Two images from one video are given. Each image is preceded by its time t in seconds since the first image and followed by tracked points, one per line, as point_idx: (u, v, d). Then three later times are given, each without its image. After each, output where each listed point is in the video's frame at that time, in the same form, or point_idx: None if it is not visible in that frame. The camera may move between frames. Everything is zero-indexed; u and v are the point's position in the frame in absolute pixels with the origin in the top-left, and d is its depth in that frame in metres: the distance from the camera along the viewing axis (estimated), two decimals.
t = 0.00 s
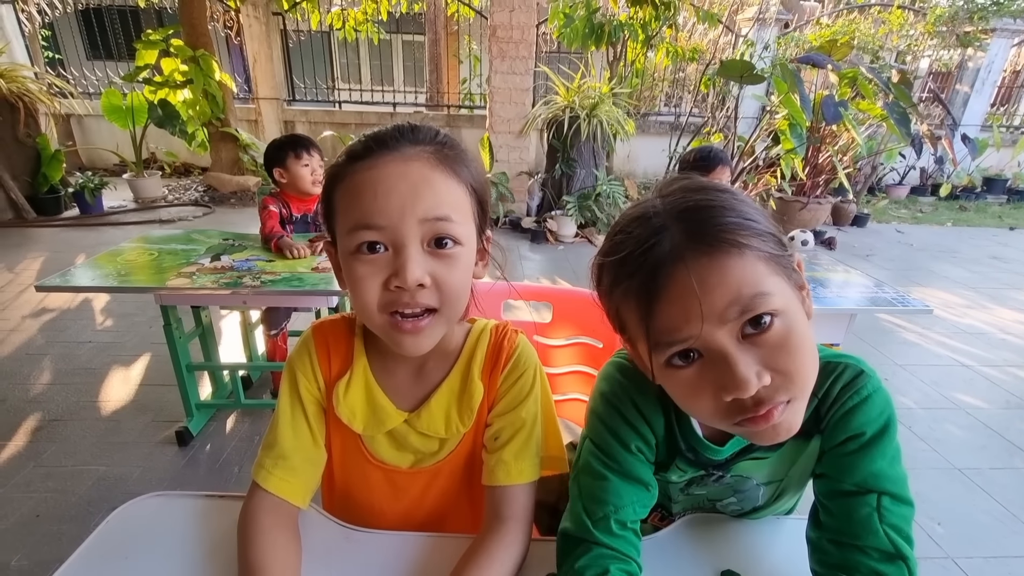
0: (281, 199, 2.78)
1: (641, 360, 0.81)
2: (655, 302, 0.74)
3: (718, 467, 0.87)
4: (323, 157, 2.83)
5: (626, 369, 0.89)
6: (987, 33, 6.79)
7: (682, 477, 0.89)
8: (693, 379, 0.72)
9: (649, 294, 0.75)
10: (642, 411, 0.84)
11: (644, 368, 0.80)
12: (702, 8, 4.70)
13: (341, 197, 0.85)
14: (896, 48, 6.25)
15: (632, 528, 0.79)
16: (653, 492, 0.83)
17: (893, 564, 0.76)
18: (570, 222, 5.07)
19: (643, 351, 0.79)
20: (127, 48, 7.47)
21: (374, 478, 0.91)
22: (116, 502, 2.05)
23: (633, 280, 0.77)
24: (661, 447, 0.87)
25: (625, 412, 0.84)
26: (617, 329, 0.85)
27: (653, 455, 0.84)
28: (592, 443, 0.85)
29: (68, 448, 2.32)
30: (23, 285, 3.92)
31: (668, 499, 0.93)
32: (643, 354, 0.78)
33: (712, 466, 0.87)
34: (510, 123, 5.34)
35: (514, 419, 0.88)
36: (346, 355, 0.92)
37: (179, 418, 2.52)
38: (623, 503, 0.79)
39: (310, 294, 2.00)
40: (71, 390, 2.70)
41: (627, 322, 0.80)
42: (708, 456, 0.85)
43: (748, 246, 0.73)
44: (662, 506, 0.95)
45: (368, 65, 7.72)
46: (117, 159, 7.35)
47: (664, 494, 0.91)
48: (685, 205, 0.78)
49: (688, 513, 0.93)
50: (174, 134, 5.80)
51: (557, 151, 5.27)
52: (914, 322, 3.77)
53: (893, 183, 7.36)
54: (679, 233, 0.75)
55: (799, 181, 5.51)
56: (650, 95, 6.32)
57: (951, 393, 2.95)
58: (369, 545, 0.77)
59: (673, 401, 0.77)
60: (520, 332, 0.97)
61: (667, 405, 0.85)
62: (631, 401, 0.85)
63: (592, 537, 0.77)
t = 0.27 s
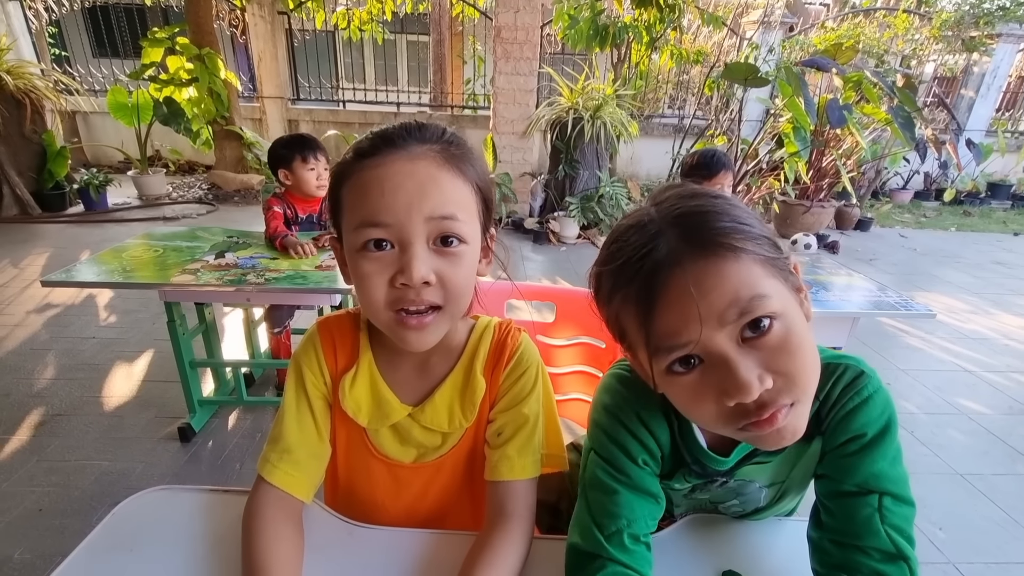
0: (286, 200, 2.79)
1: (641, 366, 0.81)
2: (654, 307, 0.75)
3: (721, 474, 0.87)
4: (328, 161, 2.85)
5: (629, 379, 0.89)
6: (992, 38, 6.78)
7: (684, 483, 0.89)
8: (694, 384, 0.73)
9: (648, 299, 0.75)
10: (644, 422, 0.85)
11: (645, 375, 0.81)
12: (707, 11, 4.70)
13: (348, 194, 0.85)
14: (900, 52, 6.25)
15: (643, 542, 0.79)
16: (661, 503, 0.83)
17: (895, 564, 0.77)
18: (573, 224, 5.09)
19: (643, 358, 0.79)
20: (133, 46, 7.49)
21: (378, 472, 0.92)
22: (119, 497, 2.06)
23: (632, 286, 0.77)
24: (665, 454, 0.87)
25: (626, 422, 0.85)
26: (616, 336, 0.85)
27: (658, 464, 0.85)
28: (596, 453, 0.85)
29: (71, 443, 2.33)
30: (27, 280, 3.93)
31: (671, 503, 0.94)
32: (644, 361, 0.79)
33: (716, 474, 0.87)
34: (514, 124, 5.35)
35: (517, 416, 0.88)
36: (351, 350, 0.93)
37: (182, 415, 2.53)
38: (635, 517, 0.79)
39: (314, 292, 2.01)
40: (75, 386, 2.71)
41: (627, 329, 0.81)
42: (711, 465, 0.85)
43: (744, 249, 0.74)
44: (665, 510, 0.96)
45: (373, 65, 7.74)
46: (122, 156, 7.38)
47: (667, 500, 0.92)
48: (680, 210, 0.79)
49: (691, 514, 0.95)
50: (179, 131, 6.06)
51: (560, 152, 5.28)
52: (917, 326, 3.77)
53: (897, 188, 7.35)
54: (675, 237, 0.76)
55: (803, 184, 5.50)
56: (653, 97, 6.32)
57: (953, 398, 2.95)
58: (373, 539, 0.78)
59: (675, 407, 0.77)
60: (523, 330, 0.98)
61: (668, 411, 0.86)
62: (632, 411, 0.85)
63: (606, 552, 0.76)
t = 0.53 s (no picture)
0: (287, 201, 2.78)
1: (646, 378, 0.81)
2: (659, 321, 0.74)
3: (727, 477, 0.87)
4: (329, 161, 2.84)
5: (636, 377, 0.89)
6: (998, 43, 6.77)
7: (688, 486, 0.89)
8: (700, 397, 0.73)
9: (652, 313, 0.75)
10: (653, 423, 0.84)
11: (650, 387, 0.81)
12: (712, 13, 4.69)
13: (355, 192, 0.85)
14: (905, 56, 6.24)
15: (646, 541, 0.79)
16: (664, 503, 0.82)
17: (900, 571, 0.77)
18: (575, 225, 5.09)
19: (648, 371, 0.79)
20: (138, 43, 7.51)
21: (382, 470, 0.91)
22: (120, 494, 2.06)
23: (637, 300, 0.77)
24: (670, 455, 0.87)
25: (632, 421, 0.84)
26: (620, 347, 0.85)
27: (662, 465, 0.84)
28: (601, 450, 0.84)
29: (72, 439, 2.33)
30: (30, 276, 3.94)
31: (675, 505, 0.93)
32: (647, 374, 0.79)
33: (721, 477, 0.86)
34: (517, 124, 5.34)
35: (521, 416, 0.88)
36: (356, 347, 0.93)
37: (183, 412, 2.53)
38: (640, 514, 0.79)
39: (316, 291, 2.00)
40: (77, 382, 2.72)
41: (631, 341, 0.81)
42: (717, 467, 0.85)
43: (750, 261, 0.74)
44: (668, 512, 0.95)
45: (376, 64, 7.74)
46: (125, 153, 7.38)
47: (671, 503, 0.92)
48: (685, 220, 0.78)
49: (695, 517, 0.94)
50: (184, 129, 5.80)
51: (563, 153, 5.28)
52: (919, 331, 3.76)
53: (900, 192, 7.34)
54: (680, 249, 0.75)
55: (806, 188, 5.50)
56: (657, 99, 6.32)
57: (956, 404, 2.94)
58: (376, 538, 0.78)
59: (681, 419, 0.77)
60: (527, 330, 0.97)
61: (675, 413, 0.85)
62: (640, 410, 0.85)
63: (609, 549, 0.77)
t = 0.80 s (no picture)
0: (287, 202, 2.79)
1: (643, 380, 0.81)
2: (654, 324, 0.75)
3: (725, 480, 0.88)
4: (328, 160, 2.84)
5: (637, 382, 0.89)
6: (999, 44, 6.76)
7: (686, 489, 0.89)
8: (696, 397, 0.73)
9: (648, 315, 0.76)
10: (652, 426, 0.85)
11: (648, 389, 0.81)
12: (713, 14, 4.69)
13: (355, 193, 0.86)
14: (906, 57, 6.24)
15: (649, 549, 0.78)
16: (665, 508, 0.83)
17: (897, 572, 0.77)
18: (576, 225, 5.10)
19: (644, 373, 0.79)
20: (140, 43, 7.53)
21: (381, 470, 0.92)
22: (121, 493, 2.07)
23: (634, 303, 0.78)
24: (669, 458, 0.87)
25: (632, 425, 0.85)
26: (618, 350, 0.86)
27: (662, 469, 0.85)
28: (601, 458, 0.85)
29: (74, 438, 2.34)
30: (32, 276, 3.95)
31: (674, 508, 0.94)
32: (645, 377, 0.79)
33: (719, 480, 0.87)
34: (518, 125, 5.34)
35: (520, 416, 0.88)
36: (357, 347, 0.93)
37: (184, 411, 2.54)
38: (641, 524, 0.79)
39: (317, 291, 2.01)
40: (79, 381, 2.72)
41: (629, 343, 0.81)
42: (715, 469, 0.86)
43: (744, 261, 0.74)
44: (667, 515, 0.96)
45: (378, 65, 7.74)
46: (127, 152, 7.40)
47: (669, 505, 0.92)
48: (679, 223, 0.79)
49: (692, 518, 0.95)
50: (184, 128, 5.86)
51: (564, 153, 5.29)
52: (920, 332, 3.76)
53: (902, 193, 7.34)
54: (674, 250, 0.76)
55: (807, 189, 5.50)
56: (658, 99, 6.32)
57: (957, 405, 2.94)
58: (375, 537, 0.78)
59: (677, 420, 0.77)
60: (527, 330, 0.98)
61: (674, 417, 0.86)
62: (640, 415, 0.86)
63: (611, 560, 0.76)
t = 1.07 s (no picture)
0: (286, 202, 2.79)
1: (644, 306, 0.78)
2: (699, 258, 0.70)
3: (695, 463, 0.86)
4: (324, 156, 2.83)
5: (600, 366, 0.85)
6: (1000, 41, 6.75)
7: (660, 478, 0.87)
8: (697, 345, 0.71)
9: (696, 248, 0.70)
10: (618, 410, 0.82)
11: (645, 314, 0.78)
12: (713, 12, 4.67)
13: (353, 187, 0.85)
14: (907, 55, 6.23)
15: (611, 544, 0.76)
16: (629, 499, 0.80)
17: (874, 553, 0.77)
18: (576, 225, 5.09)
19: (652, 299, 0.76)
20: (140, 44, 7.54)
21: (377, 467, 0.92)
22: (120, 493, 2.06)
23: (683, 229, 0.71)
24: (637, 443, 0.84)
25: (596, 408, 0.81)
26: (630, 263, 0.80)
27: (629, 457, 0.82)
28: (561, 447, 0.81)
29: (73, 438, 2.34)
30: (32, 276, 3.95)
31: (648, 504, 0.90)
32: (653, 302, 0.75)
33: (688, 462, 0.85)
34: (518, 124, 5.33)
35: (513, 412, 0.88)
36: (350, 345, 0.93)
37: (183, 411, 2.53)
38: (602, 518, 0.76)
39: (315, 290, 2.01)
40: (78, 381, 2.72)
41: (651, 262, 0.76)
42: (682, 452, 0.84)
43: (817, 241, 0.70)
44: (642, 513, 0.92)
45: (378, 64, 7.74)
46: (127, 153, 7.40)
47: (640, 497, 0.89)
48: (775, 173, 0.72)
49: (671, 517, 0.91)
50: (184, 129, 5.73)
51: (564, 153, 5.28)
52: (921, 330, 3.75)
53: (902, 191, 7.33)
54: (757, 203, 0.69)
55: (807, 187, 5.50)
56: (658, 98, 6.32)
57: (958, 403, 2.93)
58: (369, 537, 0.78)
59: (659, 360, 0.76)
60: (520, 323, 0.97)
61: (642, 402, 0.83)
62: (605, 398, 0.82)
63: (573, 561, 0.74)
